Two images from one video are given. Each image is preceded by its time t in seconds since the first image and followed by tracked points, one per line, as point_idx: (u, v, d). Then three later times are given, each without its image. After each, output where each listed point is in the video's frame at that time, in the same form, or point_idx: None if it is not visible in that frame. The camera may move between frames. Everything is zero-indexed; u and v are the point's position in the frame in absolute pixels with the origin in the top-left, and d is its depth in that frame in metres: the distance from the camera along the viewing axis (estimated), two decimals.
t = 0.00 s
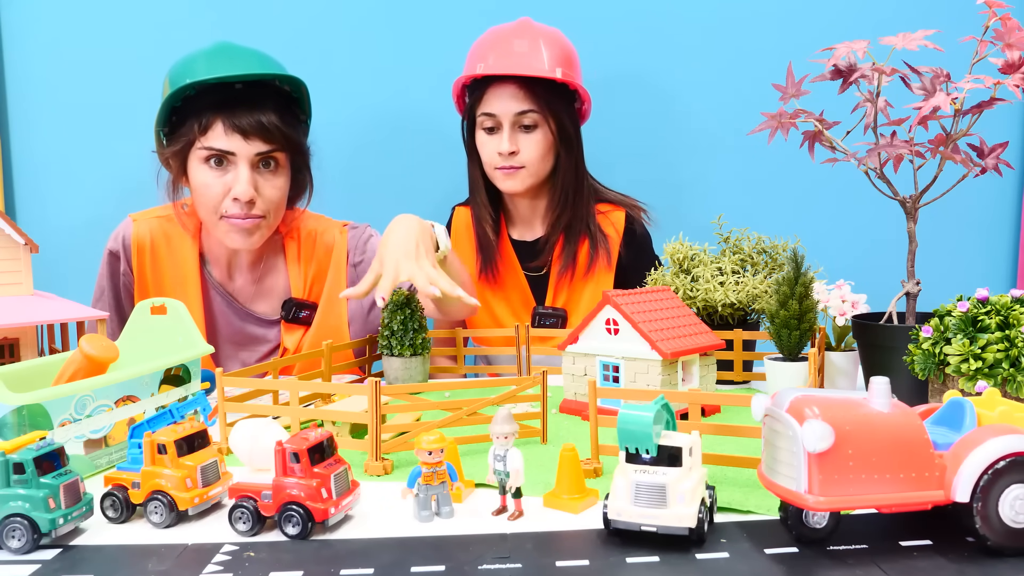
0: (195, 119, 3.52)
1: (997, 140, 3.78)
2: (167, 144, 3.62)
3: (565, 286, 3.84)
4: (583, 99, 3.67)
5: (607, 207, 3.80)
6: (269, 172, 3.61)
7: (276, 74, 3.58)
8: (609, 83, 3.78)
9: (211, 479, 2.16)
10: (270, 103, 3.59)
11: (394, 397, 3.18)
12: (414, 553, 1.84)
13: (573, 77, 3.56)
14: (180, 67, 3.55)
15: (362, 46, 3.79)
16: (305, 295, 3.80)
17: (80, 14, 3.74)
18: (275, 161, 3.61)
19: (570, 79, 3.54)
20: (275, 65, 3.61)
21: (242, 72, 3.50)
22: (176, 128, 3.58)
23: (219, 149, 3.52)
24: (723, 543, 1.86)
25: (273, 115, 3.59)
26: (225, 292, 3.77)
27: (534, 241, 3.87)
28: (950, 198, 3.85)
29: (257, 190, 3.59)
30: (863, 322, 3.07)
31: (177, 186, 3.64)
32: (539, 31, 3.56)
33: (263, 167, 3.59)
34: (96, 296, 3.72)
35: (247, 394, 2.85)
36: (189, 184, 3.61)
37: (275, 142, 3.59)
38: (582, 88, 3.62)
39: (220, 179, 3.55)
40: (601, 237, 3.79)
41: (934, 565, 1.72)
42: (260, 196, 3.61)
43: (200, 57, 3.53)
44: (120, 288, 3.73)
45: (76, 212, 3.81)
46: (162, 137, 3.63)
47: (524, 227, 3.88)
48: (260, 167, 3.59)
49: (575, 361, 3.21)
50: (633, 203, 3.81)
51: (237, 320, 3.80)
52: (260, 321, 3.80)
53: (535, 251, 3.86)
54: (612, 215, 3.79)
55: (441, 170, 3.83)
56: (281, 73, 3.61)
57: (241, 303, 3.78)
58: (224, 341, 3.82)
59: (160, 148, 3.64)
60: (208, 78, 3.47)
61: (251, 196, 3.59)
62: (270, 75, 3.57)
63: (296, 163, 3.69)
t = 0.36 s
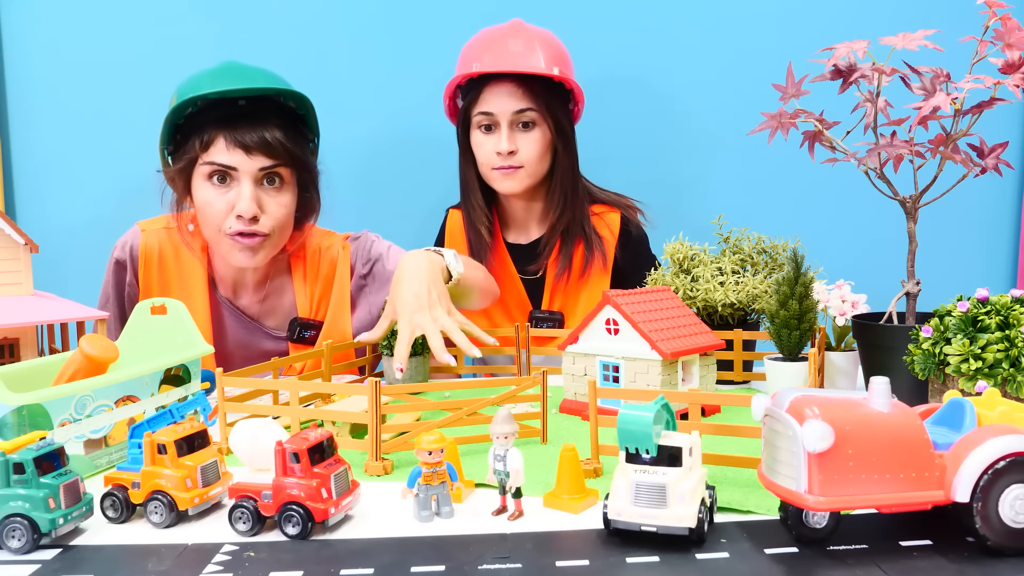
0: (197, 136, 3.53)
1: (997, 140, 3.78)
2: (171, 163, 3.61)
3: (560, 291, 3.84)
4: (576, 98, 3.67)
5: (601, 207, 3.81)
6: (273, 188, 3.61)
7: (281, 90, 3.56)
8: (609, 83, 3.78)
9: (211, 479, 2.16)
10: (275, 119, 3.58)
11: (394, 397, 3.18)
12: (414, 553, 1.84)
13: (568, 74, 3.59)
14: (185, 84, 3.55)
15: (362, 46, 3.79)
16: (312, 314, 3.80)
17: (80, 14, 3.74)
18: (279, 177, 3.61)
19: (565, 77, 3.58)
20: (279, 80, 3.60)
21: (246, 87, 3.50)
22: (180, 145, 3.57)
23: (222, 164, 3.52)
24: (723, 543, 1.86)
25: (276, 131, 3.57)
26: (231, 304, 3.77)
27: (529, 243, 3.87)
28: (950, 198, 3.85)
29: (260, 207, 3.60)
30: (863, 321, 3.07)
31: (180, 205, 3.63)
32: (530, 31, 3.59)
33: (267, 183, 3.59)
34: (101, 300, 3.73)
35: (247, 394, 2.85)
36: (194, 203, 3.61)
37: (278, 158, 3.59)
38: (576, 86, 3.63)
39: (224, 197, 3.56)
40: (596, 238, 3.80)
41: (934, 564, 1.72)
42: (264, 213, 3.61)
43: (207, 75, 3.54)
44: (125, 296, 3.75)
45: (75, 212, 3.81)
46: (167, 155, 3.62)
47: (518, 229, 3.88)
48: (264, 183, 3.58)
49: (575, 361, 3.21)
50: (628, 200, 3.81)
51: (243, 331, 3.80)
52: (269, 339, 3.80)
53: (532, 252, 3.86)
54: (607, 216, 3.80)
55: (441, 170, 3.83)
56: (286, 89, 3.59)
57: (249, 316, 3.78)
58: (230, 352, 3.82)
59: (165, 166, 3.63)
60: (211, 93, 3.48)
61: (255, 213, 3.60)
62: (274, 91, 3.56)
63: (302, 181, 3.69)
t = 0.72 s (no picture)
0: (196, 140, 3.53)
1: (997, 140, 3.78)
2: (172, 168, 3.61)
3: (559, 295, 3.83)
4: (575, 95, 3.70)
5: (601, 212, 3.81)
6: (273, 193, 3.61)
7: (279, 93, 3.55)
8: (609, 83, 3.78)
9: (211, 479, 2.16)
10: (275, 123, 3.57)
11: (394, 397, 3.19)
12: (414, 553, 1.84)
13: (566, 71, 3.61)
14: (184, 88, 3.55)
15: (362, 46, 3.79)
16: (314, 315, 3.81)
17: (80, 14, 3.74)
18: (279, 181, 3.60)
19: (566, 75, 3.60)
20: (278, 82, 3.57)
21: (243, 91, 3.49)
22: (180, 150, 3.57)
23: (219, 168, 3.52)
24: (723, 543, 1.86)
25: (275, 134, 3.56)
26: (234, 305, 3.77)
27: (527, 247, 3.87)
28: (951, 197, 3.85)
29: (259, 211, 3.59)
30: (863, 322, 3.07)
31: (181, 208, 3.63)
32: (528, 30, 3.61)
33: (267, 187, 3.59)
34: (103, 300, 3.73)
35: (247, 394, 2.85)
36: (194, 208, 3.61)
37: (277, 161, 3.57)
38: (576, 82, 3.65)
39: (223, 202, 3.56)
40: (595, 243, 3.79)
41: (934, 565, 1.72)
42: (264, 217, 3.61)
43: (206, 79, 3.53)
44: (127, 296, 3.75)
45: (76, 212, 3.81)
46: (168, 160, 3.62)
47: (518, 233, 3.88)
48: (262, 187, 3.58)
49: (575, 361, 3.21)
50: (627, 203, 3.81)
51: (246, 332, 3.79)
52: (271, 339, 3.79)
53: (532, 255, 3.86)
54: (607, 220, 3.80)
55: (440, 170, 3.83)
56: (285, 91, 3.57)
57: (252, 317, 3.78)
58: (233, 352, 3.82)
59: (167, 169, 3.63)
60: (209, 98, 3.48)
61: (254, 218, 3.60)
62: (273, 93, 3.54)
63: (302, 184, 3.68)
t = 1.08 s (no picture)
0: (195, 135, 3.52)
1: (997, 140, 3.78)
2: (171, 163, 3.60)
3: (560, 296, 3.83)
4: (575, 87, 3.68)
5: (601, 212, 3.81)
6: (272, 187, 3.59)
7: (278, 88, 3.55)
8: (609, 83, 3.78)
9: (211, 479, 2.16)
10: (274, 119, 3.57)
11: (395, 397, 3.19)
12: (414, 553, 1.84)
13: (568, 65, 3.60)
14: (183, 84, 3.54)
15: (362, 46, 3.79)
16: (313, 313, 3.81)
17: (79, 14, 3.74)
18: (278, 177, 3.59)
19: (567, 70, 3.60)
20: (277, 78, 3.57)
21: (242, 86, 3.48)
22: (179, 145, 3.56)
23: (219, 163, 3.51)
24: (723, 543, 1.86)
25: (275, 129, 3.56)
26: (234, 303, 3.77)
27: (526, 247, 3.87)
28: (951, 197, 3.85)
29: (258, 206, 3.58)
30: (863, 322, 3.07)
31: (180, 204, 3.62)
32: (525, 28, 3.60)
33: (266, 182, 3.57)
34: (103, 299, 3.72)
35: (247, 394, 2.85)
36: (194, 202, 3.60)
37: (276, 157, 3.56)
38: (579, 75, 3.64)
39: (222, 196, 3.55)
40: (597, 243, 3.79)
41: (934, 564, 1.72)
42: (262, 212, 3.60)
43: (205, 75, 3.51)
44: (127, 294, 3.74)
45: (75, 212, 3.81)
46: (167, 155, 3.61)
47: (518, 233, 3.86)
48: (261, 181, 3.57)
49: (575, 361, 3.21)
50: (627, 204, 3.82)
51: (245, 330, 3.79)
52: (270, 337, 3.79)
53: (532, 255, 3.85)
54: (607, 221, 3.80)
55: (440, 170, 3.83)
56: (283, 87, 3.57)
57: (251, 315, 3.78)
58: (231, 350, 3.81)
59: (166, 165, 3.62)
60: (208, 93, 3.46)
61: (252, 212, 3.58)
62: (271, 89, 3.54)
63: (301, 179, 3.67)
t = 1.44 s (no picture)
0: (196, 125, 3.53)
1: (997, 140, 3.78)
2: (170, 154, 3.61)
3: (560, 300, 3.83)
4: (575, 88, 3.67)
5: (599, 217, 3.81)
6: (273, 177, 3.61)
7: (278, 79, 3.59)
8: (608, 83, 3.78)
9: (211, 479, 2.16)
10: (273, 108, 3.60)
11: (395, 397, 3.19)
12: (414, 553, 1.84)
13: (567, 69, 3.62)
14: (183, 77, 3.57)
15: (362, 46, 3.79)
16: (310, 307, 3.79)
17: (79, 14, 3.74)
18: (278, 166, 3.61)
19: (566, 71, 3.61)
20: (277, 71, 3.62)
21: (243, 76, 3.52)
22: (179, 137, 3.57)
23: (222, 153, 3.51)
24: (723, 543, 1.86)
25: (275, 119, 3.59)
26: (231, 297, 3.76)
27: (524, 252, 3.86)
28: (950, 198, 3.85)
29: (260, 195, 3.58)
30: (863, 322, 3.07)
31: (181, 195, 3.63)
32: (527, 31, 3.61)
33: (267, 172, 3.59)
34: (101, 297, 3.71)
35: (247, 394, 2.86)
36: (194, 192, 3.60)
37: (277, 146, 3.58)
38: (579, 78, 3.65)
39: (224, 185, 3.55)
40: (595, 249, 3.80)
41: (934, 565, 1.72)
42: (263, 200, 3.60)
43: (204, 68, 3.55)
44: (125, 292, 3.73)
45: (75, 211, 3.81)
46: (166, 146, 3.61)
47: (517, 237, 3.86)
48: (263, 171, 3.58)
49: (575, 361, 3.21)
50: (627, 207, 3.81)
51: (242, 323, 3.79)
52: (267, 330, 3.79)
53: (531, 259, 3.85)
54: (605, 227, 3.81)
55: (440, 170, 3.83)
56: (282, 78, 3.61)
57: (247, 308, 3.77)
58: (228, 344, 3.81)
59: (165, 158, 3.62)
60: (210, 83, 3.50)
61: (254, 200, 3.58)
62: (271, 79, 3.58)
63: (300, 169, 3.68)
